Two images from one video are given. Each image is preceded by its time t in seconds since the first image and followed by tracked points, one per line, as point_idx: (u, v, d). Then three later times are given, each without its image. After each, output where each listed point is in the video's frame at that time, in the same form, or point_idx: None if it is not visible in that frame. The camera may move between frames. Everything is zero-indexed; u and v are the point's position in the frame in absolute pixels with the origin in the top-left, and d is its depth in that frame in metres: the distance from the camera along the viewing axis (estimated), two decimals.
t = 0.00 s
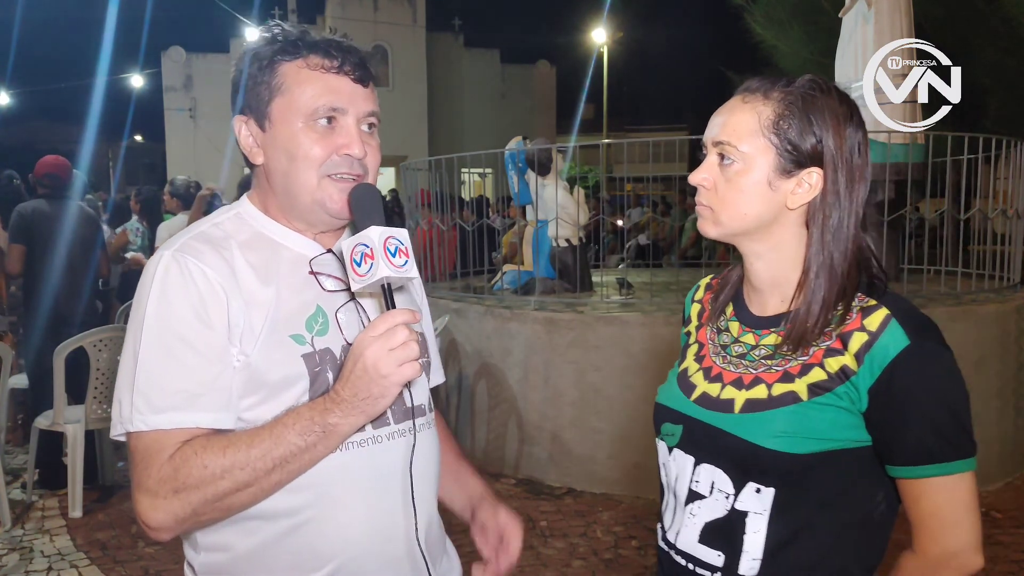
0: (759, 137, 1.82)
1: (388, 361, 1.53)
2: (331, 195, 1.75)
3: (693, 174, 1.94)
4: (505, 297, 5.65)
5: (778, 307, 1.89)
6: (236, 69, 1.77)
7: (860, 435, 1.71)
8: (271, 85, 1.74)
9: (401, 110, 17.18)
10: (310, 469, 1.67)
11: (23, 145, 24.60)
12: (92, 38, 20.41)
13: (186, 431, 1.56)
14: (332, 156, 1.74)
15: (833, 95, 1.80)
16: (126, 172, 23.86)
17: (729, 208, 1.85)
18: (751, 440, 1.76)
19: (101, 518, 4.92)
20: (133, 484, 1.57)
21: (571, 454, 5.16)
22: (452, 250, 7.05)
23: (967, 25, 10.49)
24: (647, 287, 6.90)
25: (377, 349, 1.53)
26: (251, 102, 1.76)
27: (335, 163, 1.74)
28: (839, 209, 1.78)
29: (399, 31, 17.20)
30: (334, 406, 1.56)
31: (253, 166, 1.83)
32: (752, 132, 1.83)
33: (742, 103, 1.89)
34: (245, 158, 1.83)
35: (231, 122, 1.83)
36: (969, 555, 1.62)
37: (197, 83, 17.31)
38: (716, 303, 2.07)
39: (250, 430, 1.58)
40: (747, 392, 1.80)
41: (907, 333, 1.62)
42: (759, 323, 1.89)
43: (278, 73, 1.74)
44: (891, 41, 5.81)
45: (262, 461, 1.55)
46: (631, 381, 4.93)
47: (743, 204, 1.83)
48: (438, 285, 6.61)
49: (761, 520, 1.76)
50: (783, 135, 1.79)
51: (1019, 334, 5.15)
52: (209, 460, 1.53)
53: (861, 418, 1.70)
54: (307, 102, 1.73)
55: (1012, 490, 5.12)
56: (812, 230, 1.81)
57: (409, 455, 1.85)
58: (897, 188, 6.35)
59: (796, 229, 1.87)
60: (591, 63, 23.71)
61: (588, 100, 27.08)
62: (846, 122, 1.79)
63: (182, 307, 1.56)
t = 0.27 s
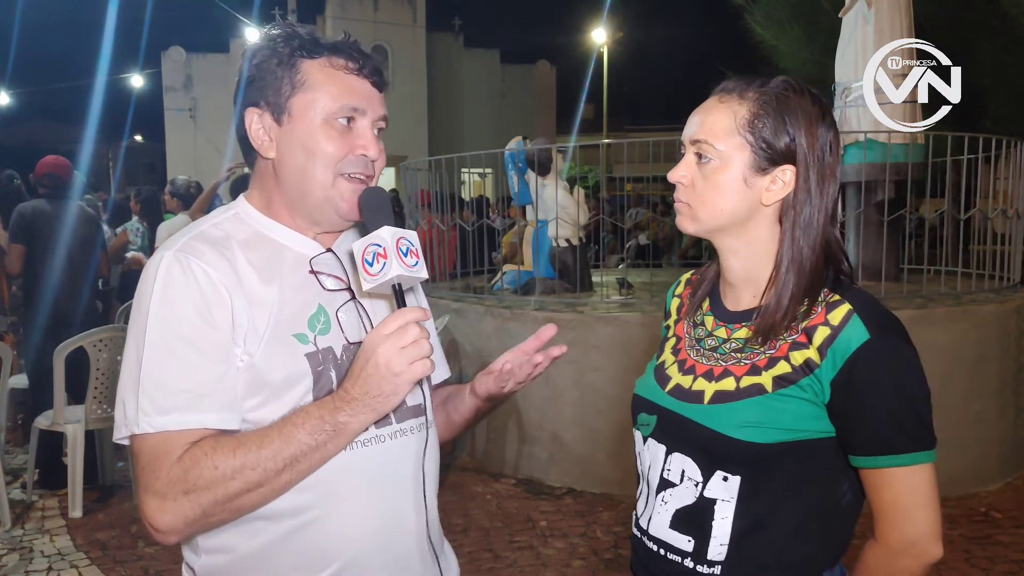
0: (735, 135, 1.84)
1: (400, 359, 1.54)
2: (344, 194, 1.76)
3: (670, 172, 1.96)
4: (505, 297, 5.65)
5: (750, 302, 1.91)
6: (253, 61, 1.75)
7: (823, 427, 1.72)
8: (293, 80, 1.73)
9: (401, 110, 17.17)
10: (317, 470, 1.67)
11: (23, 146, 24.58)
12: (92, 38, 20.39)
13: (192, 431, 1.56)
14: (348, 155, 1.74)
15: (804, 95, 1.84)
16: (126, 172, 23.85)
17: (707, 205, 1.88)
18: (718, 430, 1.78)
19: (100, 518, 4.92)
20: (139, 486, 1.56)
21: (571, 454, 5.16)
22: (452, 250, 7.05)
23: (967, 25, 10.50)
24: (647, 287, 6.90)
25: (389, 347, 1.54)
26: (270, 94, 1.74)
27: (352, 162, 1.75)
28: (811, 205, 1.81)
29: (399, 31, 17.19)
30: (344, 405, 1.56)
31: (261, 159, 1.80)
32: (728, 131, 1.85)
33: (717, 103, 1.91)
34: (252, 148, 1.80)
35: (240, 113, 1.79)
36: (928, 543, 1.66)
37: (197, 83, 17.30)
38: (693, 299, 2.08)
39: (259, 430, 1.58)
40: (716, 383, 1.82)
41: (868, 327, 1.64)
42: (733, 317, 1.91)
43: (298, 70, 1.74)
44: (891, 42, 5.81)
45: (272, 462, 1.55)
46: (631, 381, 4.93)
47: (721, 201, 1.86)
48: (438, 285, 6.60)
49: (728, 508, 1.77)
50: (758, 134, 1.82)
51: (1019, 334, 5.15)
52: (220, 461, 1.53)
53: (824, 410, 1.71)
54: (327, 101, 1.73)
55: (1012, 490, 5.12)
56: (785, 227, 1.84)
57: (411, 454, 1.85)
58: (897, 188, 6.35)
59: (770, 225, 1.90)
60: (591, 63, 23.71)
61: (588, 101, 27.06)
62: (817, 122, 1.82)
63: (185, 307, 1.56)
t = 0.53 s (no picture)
0: (734, 138, 1.84)
1: (403, 368, 1.55)
2: (345, 198, 1.76)
3: (669, 173, 1.96)
4: (505, 297, 5.65)
5: (749, 302, 1.91)
6: (254, 63, 1.74)
7: (824, 423, 1.73)
8: (293, 84, 1.72)
9: (401, 109, 17.17)
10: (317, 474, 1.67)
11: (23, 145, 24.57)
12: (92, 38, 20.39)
13: (190, 433, 1.56)
14: (350, 160, 1.74)
15: (802, 99, 1.84)
16: (126, 171, 23.82)
17: (705, 207, 1.88)
18: (721, 427, 1.78)
19: (100, 518, 4.92)
20: (136, 488, 1.55)
21: (571, 454, 5.16)
22: (452, 250, 7.05)
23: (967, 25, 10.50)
24: (647, 287, 6.90)
25: (394, 355, 1.54)
26: (270, 97, 1.73)
27: (353, 168, 1.75)
28: (808, 209, 1.82)
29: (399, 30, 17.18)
30: (345, 411, 1.57)
31: (261, 162, 1.80)
32: (728, 133, 1.85)
33: (716, 105, 1.91)
34: (252, 151, 1.80)
35: (240, 114, 1.79)
36: (927, 537, 1.68)
37: (197, 83, 17.30)
38: (689, 298, 2.08)
39: (258, 434, 1.58)
40: (719, 382, 1.82)
41: (870, 326, 1.65)
42: (730, 316, 1.92)
43: (300, 73, 1.73)
44: (891, 41, 5.81)
45: (272, 466, 1.55)
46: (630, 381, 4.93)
47: (720, 203, 1.86)
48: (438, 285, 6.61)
49: (731, 505, 1.77)
50: (757, 137, 1.82)
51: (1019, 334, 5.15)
52: (219, 464, 1.52)
53: (825, 407, 1.72)
54: (327, 105, 1.73)
55: (1012, 490, 5.12)
56: (783, 229, 1.85)
57: (411, 456, 1.85)
58: (897, 188, 6.35)
59: (767, 227, 1.90)
60: (591, 62, 23.70)
61: (588, 101, 27.05)
62: (814, 126, 1.83)
63: (184, 309, 1.56)
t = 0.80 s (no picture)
0: (752, 137, 1.84)
1: (406, 375, 1.56)
2: (342, 195, 1.75)
3: (680, 167, 1.96)
4: (505, 297, 5.65)
5: (754, 301, 1.93)
6: (244, 64, 1.75)
7: (835, 420, 1.74)
8: (282, 81, 1.72)
9: (401, 109, 17.17)
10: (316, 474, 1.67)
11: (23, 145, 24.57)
12: (92, 38, 20.39)
13: (189, 433, 1.55)
14: (344, 156, 1.74)
15: (821, 106, 1.86)
16: (126, 171, 23.83)
17: (714, 202, 1.88)
18: (735, 428, 1.77)
19: (100, 518, 4.92)
20: (133, 487, 1.55)
21: (571, 454, 5.16)
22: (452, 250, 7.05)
23: (967, 25, 10.50)
24: (647, 287, 6.90)
25: (397, 361, 1.55)
26: (262, 97, 1.74)
27: (348, 163, 1.75)
28: (819, 215, 1.84)
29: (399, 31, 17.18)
30: (345, 415, 1.57)
31: (257, 163, 1.81)
32: (745, 131, 1.85)
33: (736, 101, 1.91)
34: (248, 153, 1.81)
35: (234, 116, 1.79)
36: (934, 529, 1.71)
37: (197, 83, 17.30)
38: (690, 297, 2.08)
39: (257, 435, 1.58)
40: (730, 382, 1.81)
41: (879, 323, 1.67)
42: (735, 315, 1.93)
43: (289, 71, 1.73)
44: (891, 41, 5.81)
45: (271, 468, 1.55)
46: (631, 381, 4.93)
47: (729, 200, 1.87)
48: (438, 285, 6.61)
49: (748, 505, 1.76)
50: (775, 138, 1.83)
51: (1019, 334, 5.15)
52: (218, 465, 1.52)
53: (836, 404, 1.73)
54: (318, 102, 1.73)
55: (1012, 490, 5.12)
56: (793, 230, 1.86)
57: (410, 456, 1.85)
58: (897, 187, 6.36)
59: (774, 228, 1.92)
60: (590, 63, 23.70)
61: (588, 101, 27.05)
62: (831, 133, 1.85)
63: (182, 308, 1.56)
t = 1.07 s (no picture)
0: (770, 135, 1.85)
1: (396, 370, 1.55)
2: (339, 192, 1.75)
3: (694, 163, 1.95)
4: (505, 297, 5.66)
5: (764, 300, 1.93)
6: (238, 66, 1.76)
7: (849, 417, 1.76)
8: (276, 83, 1.73)
9: (401, 110, 17.17)
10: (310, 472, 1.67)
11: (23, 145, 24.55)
12: (92, 38, 20.38)
13: (183, 432, 1.56)
14: (339, 156, 1.74)
15: (838, 110, 1.88)
16: (126, 171, 23.84)
17: (728, 199, 1.87)
18: (753, 426, 1.76)
19: (100, 518, 4.92)
20: (128, 485, 1.56)
21: (571, 454, 5.16)
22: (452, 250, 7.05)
23: (967, 25, 10.49)
24: (647, 287, 6.90)
25: (388, 357, 1.54)
26: (256, 99, 1.74)
27: (343, 163, 1.74)
28: (833, 217, 1.85)
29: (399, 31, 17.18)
30: (336, 411, 1.57)
31: (255, 165, 1.81)
32: (764, 130, 1.86)
33: (755, 100, 1.91)
34: (246, 155, 1.81)
35: (231, 118, 1.80)
36: (942, 523, 1.74)
37: (197, 83, 17.30)
38: (696, 296, 2.07)
39: (250, 432, 1.58)
40: (745, 381, 1.81)
41: (894, 320, 1.69)
42: (745, 314, 1.92)
43: (283, 72, 1.73)
44: (891, 42, 5.81)
45: (263, 465, 1.55)
46: (630, 381, 4.93)
47: (744, 198, 1.86)
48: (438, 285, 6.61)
49: (767, 504, 1.76)
50: (793, 138, 1.84)
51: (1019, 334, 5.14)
52: (210, 462, 1.53)
53: (851, 401, 1.75)
54: (312, 103, 1.73)
55: (1013, 490, 5.12)
56: (807, 230, 1.87)
57: (405, 456, 1.84)
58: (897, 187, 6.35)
59: (785, 229, 1.93)
60: (590, 63, 23.69)
61: (588, 101, 27.03)
62: (846, 136, 1.88)
63: (177, 308, 1.56)
